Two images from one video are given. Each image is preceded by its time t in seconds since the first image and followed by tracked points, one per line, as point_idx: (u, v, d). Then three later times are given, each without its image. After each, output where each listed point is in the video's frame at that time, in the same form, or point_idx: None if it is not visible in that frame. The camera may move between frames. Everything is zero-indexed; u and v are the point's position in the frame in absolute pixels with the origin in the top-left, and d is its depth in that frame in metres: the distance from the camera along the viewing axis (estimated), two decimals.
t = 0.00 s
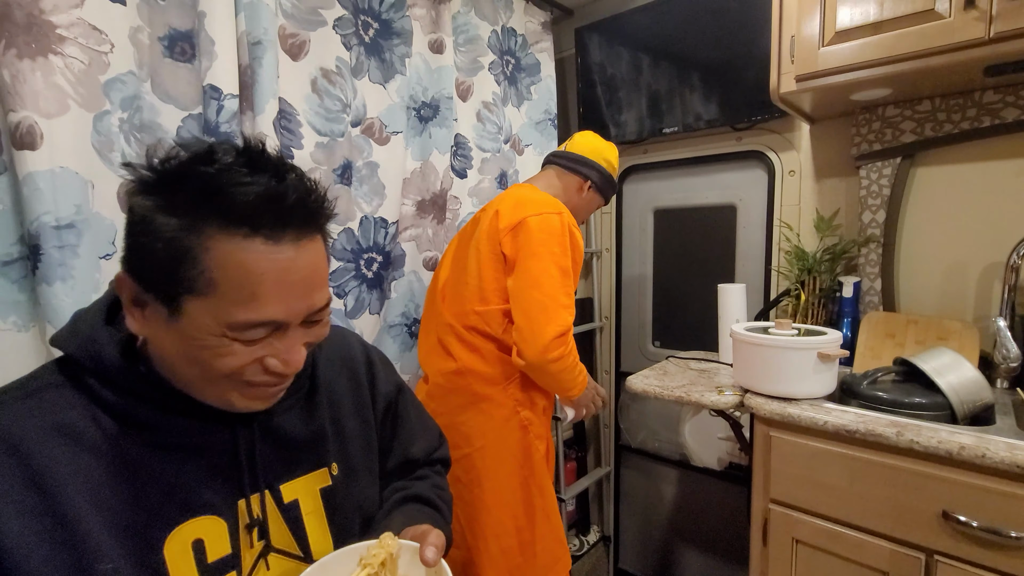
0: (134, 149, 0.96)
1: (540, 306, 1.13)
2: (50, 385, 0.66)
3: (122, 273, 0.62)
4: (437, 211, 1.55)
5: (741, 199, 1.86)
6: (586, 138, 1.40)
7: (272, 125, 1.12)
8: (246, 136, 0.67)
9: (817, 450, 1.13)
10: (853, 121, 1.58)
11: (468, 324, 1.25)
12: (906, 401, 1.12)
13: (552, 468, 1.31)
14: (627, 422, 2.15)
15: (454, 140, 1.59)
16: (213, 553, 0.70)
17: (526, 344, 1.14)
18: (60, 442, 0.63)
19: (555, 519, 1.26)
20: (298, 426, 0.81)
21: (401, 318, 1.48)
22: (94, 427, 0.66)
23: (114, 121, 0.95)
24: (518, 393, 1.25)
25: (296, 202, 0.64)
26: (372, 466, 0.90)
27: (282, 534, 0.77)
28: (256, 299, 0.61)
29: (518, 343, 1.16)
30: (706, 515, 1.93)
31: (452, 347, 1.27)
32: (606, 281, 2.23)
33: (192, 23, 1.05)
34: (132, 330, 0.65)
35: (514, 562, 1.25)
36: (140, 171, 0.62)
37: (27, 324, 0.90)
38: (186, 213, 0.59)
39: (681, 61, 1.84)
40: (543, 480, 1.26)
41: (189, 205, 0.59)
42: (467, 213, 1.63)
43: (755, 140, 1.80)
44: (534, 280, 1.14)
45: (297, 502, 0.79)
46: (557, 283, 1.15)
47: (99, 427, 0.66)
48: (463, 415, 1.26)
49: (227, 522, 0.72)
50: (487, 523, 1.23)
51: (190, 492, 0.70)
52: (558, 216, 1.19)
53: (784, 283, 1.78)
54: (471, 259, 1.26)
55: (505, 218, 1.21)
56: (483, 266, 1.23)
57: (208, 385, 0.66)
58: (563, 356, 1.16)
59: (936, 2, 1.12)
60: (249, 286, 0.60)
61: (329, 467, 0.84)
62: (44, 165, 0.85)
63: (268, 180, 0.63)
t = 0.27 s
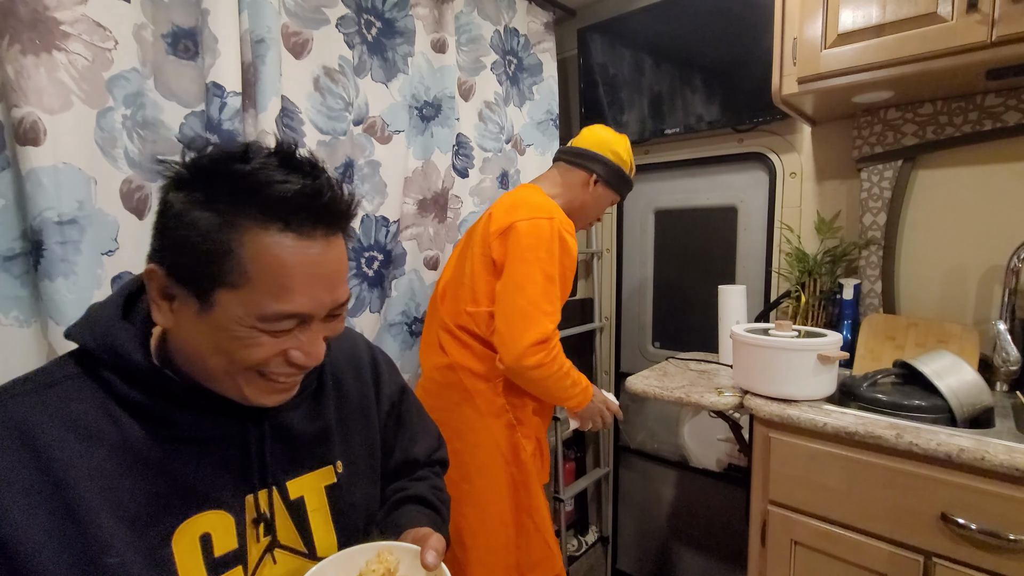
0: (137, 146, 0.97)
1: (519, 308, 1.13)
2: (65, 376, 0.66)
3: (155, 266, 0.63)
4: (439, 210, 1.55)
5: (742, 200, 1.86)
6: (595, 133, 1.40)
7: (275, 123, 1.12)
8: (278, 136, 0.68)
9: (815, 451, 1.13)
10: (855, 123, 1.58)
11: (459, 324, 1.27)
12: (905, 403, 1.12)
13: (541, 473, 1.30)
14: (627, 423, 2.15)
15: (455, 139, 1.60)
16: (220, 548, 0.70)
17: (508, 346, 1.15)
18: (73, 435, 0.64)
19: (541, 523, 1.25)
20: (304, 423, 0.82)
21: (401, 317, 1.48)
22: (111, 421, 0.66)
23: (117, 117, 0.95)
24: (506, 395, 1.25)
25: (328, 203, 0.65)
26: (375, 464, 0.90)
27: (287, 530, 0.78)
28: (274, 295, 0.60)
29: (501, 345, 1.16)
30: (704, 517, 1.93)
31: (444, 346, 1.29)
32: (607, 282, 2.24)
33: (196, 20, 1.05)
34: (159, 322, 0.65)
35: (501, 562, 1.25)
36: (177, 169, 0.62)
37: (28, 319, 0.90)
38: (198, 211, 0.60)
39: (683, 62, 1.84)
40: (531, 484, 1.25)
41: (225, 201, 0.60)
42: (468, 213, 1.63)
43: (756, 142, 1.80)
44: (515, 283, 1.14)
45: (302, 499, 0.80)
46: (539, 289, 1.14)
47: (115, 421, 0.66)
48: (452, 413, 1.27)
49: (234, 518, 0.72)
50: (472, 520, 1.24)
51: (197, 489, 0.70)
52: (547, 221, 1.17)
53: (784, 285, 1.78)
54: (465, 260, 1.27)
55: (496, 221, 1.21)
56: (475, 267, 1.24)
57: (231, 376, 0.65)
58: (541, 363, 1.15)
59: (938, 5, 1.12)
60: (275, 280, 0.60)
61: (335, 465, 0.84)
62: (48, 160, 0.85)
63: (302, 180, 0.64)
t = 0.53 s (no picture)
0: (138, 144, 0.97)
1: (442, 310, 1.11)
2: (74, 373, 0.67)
3: (172, 265, 0.63)
4: (439, 209, 1.55)
5: (742, 202, 1.87)
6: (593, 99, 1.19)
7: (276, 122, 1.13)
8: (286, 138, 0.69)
9: (812, 452, 1.13)
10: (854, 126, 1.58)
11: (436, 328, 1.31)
12: (902, 405, 1.13)
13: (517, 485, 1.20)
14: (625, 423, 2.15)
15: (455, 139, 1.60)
16: (223, 543, 0.71)
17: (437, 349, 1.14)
18: (84, 429, 0.64)
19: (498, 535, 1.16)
20: (308, 421, 0.82)
21: (400, 316, 1.48)
22: (122, 417, 0.67)
23: (118, 115, 0.95)
24: (463, 397, 1.22)
25: (343, 200, 0.66)
26: (376, 463, 0.90)
27: (290, 527, 0.78)
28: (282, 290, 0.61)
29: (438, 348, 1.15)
30: (701, 517, 1.93)
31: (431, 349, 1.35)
32: (606, 282, 2.24)
33: (199, 20, 1.06)
34: (171, 320, 0.65)
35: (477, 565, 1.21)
36: (191, 172, 0.63)
37: (29, 316, 0.90)
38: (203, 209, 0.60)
39: (684, 64, 1.85)
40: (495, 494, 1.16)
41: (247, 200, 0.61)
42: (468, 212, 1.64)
43: (756, 143, 1.81)
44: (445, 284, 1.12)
45: (305, 496, 0.80)
46: (464, 291, 1.09)
47: (126, 418, 0.67)
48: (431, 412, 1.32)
49: (238, 514, 0.72)
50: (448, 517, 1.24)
51: (201, 486, 0.70)
52: (473, 224, 1.12)
53: (783, 287, 1.79)
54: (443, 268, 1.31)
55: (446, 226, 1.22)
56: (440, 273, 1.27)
57: (242, 374, 0.65)
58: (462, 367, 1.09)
59: (937, 9, 1.12)
60: (292, 278, 0.61)
61: (337, 463, 0.84)
62: (50, 158, 0.85)
63: (314, 179, 0.65)
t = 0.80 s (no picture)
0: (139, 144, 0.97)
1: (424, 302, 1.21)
2: (73, 375, 0.67)
3: (161, 266, 0.63)
4: (438, 210, 1.55)
5: (741, 204, 1.87)
6: (564, 99, 1.14)
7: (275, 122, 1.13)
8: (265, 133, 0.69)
9: (808, 455, 1.14)
10: (852, 129, 1.59)
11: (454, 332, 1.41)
12: (898, 409, 1.13)
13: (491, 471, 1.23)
14: (623, 425, 2.16)
15: (455, 140, 1.60)
16: (224, 544, 0.71)
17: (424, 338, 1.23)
18: (84, 429, 0.65)
19: (459, 512, 1.20)
20: (307, 421, 0.82)
21: (399, 317, 1.49)
22: (118, 418, 0.67)
23: (119, 115, 0.95)
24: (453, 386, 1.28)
25: (323, 185, 0.67)
26: (374, 464, 0.91)
27: (292, 526, 0.78)
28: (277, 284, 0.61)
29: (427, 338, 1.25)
30: (698, 519, 1.94)
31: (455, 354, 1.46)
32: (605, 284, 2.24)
33: (198, 19, 1.06)
34: (166, 323, 0.65)
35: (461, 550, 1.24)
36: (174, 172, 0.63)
37: (28, 315, 0.91)
38: (204, 209, 0.61)
39: (683, 66, 1.85)
40: (465, 474, 1.21)
41: (229, 197, 0.61)
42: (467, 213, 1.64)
43: (754, 146, 1.81)
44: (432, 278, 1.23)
45: (305, 495, 0.80)
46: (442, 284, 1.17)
47: (124, 419, 0.67)
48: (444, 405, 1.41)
49: (239, 513, 0.73)
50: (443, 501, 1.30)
51: (201, 485, 0.70)
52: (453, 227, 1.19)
53: (781, 289, 1.79)
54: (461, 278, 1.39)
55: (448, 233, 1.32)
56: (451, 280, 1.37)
57: (243, 374, 0.65)
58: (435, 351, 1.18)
59: (935, 14, 1.13)
60: (281, 270, 0.61)
61: (336, 462, 0.84)
62: (50, 158, 0.86)
63: (295, 167, 0.66)
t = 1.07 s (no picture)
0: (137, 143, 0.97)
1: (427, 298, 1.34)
2: (62, 376, 0.67)
3: (149, 261, 0.63)
4: (437, 210, 1.55)
5: (739, 206, 1.87)
6: (520, 104, 1.14)
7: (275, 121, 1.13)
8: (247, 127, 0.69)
9: (806, 457, 1.14)
10: (852, 131, 1.59)
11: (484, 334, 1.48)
12: (896, 411, 1.13)
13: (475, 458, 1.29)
14: (621, 427, 2.16)
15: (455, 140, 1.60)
16: (215, 548, 0.70)
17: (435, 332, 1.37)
18: (74, 430, 0.65)
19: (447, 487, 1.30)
20: (303, 423, 0.82)
21: (398, 318, 1.48)
22: (109, 420, 0.67)
23: (116, 114, 0.95)
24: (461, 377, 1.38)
25: (305, 174, 0.66)
26: (370, 466, 0.90)
27: (284, 529, 0.78)
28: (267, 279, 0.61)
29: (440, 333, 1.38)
30: (695, 521, 1.93)
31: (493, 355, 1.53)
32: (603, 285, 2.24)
33: (197, 18, 1.06)
34: (155, 322, 0.65)
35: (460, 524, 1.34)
36: (157, 169, 0.62)
37: (25, 314, 0.90)
38: (199, 209, 0.60)
39: (683, 68, 1.85)
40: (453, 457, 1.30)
41: (216, 194, 0.61)
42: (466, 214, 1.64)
43: (754, 148, 1.81)
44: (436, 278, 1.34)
45: (299, 499, 0.80)
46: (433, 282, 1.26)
47: (114, 421, 0.67)
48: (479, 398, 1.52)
49: (231, 517, 0.72)
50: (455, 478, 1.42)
51: (194, 487, 0.70)
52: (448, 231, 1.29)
53: (779, 291, 1.79)
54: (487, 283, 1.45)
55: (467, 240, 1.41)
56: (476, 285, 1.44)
57: (237, 370, 0.65)
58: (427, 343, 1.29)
59: (934, 17, 1.13)
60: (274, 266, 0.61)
61: (331, 465, 0.84)
62: (46, 157, 0.85)
63: (277, 156, 0.65)
